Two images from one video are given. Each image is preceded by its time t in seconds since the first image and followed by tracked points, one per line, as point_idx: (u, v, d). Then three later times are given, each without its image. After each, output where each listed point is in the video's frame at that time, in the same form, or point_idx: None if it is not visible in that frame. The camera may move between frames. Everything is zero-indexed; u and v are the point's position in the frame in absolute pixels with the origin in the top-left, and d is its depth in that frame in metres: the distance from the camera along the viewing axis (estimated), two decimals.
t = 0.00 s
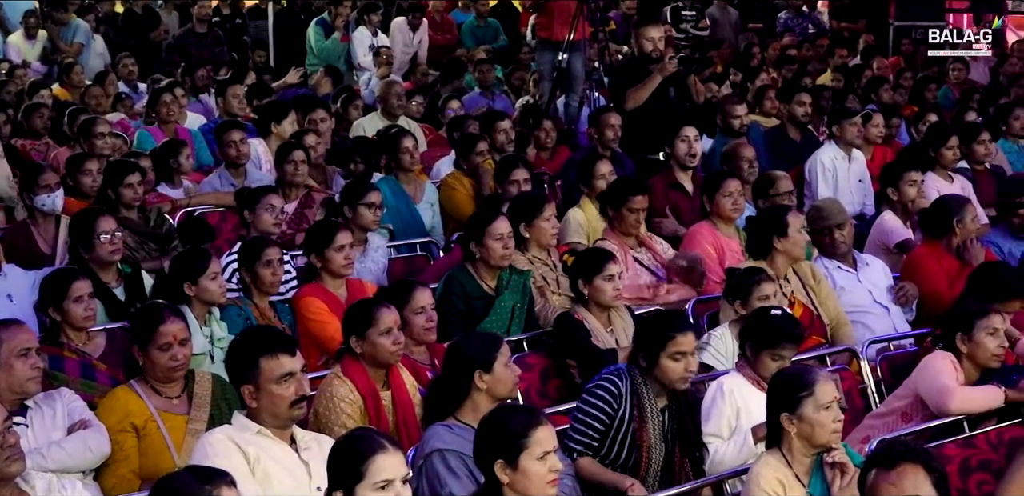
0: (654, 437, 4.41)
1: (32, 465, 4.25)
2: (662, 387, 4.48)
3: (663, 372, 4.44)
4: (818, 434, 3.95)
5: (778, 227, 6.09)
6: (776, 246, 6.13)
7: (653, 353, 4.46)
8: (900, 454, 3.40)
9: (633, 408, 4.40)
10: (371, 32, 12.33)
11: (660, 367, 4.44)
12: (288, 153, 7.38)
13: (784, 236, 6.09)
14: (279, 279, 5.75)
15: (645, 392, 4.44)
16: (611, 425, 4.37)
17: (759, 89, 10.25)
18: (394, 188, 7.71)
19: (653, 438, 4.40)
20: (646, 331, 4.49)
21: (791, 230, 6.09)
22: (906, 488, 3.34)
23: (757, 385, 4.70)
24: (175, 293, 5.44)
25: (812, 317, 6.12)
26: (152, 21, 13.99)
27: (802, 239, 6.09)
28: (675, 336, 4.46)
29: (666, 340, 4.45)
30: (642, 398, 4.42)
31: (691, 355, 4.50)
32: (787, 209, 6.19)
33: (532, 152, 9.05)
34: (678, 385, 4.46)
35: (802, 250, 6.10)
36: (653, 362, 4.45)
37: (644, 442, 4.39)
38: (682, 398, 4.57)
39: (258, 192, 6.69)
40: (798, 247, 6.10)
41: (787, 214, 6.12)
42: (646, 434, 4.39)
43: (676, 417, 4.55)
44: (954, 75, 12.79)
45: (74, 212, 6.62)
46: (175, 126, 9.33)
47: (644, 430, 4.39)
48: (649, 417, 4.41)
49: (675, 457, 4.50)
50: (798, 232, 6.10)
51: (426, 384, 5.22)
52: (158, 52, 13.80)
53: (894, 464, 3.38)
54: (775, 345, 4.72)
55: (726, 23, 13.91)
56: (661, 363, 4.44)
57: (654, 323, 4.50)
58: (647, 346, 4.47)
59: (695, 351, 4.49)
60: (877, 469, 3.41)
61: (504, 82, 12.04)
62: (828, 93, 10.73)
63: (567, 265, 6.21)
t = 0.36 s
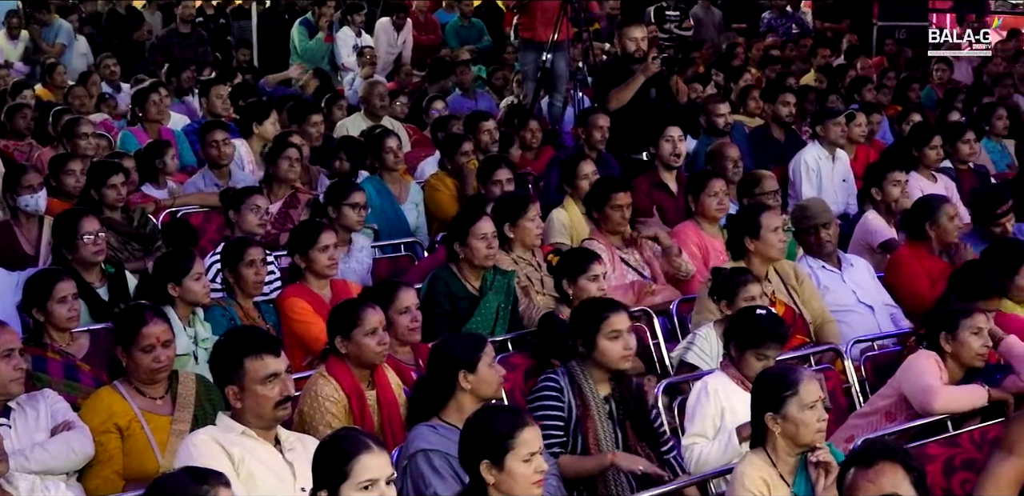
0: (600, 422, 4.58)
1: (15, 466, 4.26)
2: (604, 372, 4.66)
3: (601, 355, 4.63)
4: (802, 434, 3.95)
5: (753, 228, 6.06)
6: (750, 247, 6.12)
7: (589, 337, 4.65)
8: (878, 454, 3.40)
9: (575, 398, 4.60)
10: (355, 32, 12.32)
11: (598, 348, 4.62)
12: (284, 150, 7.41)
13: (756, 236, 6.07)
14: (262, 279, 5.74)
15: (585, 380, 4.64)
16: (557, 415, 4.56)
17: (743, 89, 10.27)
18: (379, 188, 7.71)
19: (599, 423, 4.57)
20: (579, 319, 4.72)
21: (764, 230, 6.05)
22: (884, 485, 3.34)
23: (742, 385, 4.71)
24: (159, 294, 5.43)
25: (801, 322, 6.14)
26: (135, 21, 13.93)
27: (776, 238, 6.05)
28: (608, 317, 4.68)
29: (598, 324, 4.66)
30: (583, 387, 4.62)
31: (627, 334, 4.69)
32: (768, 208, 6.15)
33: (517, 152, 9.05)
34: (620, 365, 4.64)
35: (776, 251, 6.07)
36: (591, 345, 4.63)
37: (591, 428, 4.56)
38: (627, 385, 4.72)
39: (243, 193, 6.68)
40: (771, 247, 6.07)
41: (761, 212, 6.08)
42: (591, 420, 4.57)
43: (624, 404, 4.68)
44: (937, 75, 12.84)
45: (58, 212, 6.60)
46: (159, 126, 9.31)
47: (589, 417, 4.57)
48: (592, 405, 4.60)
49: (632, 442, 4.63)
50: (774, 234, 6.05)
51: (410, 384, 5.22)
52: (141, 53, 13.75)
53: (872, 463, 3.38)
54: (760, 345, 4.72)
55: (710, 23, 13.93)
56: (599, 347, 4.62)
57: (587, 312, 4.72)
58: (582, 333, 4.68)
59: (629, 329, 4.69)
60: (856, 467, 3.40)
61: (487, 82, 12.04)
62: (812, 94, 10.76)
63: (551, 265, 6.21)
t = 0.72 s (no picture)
0: (570, 414, 4.59)
1: None
2: (570, 363, 4.70)
3: (567, 345, 4.66)
4: (787, 433, 3.97)
5: (725, 228, 6.14)
6: (724, 248, 6.19)
7: (555, 326, 4.69)
8: (863, 451, 3.41)
9: (544, 391, 4.62)
10: (339, 32, 12.30)
11: (563, 336, 4.66)
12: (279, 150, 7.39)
13: (728, 236, 6.15)
14: (246, 280, 5.73)
15: (552, 373, 4.67)
16: (527, 409, 4.56)
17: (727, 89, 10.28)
18: (364, 188, 7.70)
19: (570, 415, 4.59)
20: (543, 312, 4.76)
21: (735, 229, 6.13)
22: (868, 482, 3.34)
23: (726, 384, 4.72)
24: (143, 295, 5.41)
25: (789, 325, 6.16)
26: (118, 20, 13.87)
27: (747, 236, 6.13)
28: (572, 306, 4.73)
29: (561, 314, 4.70)
30: (550, 380, 4.65)
31: (593, 321, 4.74)
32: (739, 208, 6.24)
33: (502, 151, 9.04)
34: (587, 352, 4.68)
35: (748, 249, 6.14)
36: (555, 334, 4.67)
37: (561, 421, 4.57)
38: (592, 375, 4.76)
39: (229, 193, 6.67)
40: (742, 245, 6.14)
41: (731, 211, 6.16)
42: (561, 412, 4.58)
43: (593, 395, 4.72)
44: (922, 76, 12.81)
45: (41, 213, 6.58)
46: (143, 126, 9.29)
47: (558, 410, 4.59)
48: (561, 397, 4.62)
49: (604, 432, 4.65)
50: (745, 231, 6.14)
51: (395, 384, 5.22)
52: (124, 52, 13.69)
53: (855, 460, 3.38)
54: (744, 345, 4.73)
55: (695, 23, 13.96)
56: (565, 336, 4.66)
57: (550, 304, 4.77)
58: (548, 322, 4.72)
59: (594, 316, 4.74)
60: (839, 465, 3.41)
61: (471, 82, 12.03)
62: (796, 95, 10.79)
63: (536, 265, 6.22)
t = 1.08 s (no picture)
0: (564, 419, 4.59)
1: None
2: (568, 368, 4.69)
3: (566, 350, 4.64)
4: (773, 432, 3.98)
5: (708, 229, 6.17)
6: (708, 249, 6.21)
7: (557, 331, 4.66)
8: (851, 450, 3.42)
9: (538, 394, 4.62)
10: (325, 32, 12.28)
11: (563, 344, 4.64)
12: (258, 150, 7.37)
13: (711, 237, 6.17)
14: (232, 280, 5.72)
15: (548, 376, 4.66)
16: (522, 411, 4.56)
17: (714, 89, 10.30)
18: (350, 188, 7.70)
19: (564, 419, 4.59)
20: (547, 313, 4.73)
21: (717, 230, 6.15)
22: (855, 480, 3.35)
23: (713, 384, 4.73)
24: (129, 295, 5.41)
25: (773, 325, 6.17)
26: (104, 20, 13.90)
27: (730, 236, 6.15)
28: (576, 314, 4.70)
29: (567, 320, 4.67)
30: (545, 382, 4.64)
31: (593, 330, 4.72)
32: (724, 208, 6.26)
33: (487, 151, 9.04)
34: (581, 363, 4.66)
35: (732, 250, 6.15)
36: (557, 339, 4.65)
37: (555, 425, 4.57)
38: (587, 378, 4.75)
39: (216, 193, 6.66)
40: (725, 246, 6.16)
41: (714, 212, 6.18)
42: (554, 417, 4.58)
43: (587, 399, 4.72)
44: (908, 76, 12.85)
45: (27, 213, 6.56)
46: (128, 126, 9.28)
47: (553, 414, 4.59)
48: (556, 401, 4.62)
49: (595, 436, 4.65)
50: (728, 232, 6.15)
51: (382, 384, 5.22)
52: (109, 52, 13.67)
53: (843, 459, 3.40)
54: (731, 344, 4.73)
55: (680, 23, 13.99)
56: (565, 341, 4.64)
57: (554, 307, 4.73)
58: (552, 325, 4.67)
59: (597, 327, 4.72)
60: (827, 464, 3.42)
61: (457, 82, 12.04)
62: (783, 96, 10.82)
63: (523, 264, 6.22)
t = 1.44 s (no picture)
0: (559, 423, 4.63)
1: None
2: (568, 376, 4.70)
3: (570, 360, 4.65)
4: (760, 431, 3.99)
5: (703, 229, 6.12)
6: (700, 249, 6.18)
7: (567, 339, 4.65)
8: (837, 450, 3.43)
9: (537, 396, 4.65)
10: (313, 32, 12.26)
11: (570, 358, 4.65)
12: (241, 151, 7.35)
13: (705, 238, 6.13)
14: (218, 280, 5.72)
15: (548, 379, 4.68)
16: (518, 412, 4.61)
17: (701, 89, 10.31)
18: (337, 188, 7.69)
19: (559, 423, 4.63)
20: (560, 319, 4.69)
21: (711, 231, 6.12)
22: (842, 481, 3.36)
23: (701, 383, 4.75)
24: (115, 295, 5.40)
25: (751, 293, 6.12)
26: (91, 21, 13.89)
27: (724, 239, 6.12)
28: (592, 331, 4.66)
29: (583, 333, 4.65)
30: (545, 384, 4.66)
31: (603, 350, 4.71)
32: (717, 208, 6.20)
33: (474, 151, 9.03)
34: (580, 377, 4.68)
35: (725, 251, 6.14)
36: (565, 347, 4.64)
37: (550, 427, 4.62)
38: (587, 386, 4.79)
39: (203, 193, 6.65)
40: (720, 248, 6.14)
41: (709, 213, 6.13)
42: (550, 421, 4.62)
43: (583, 404, 4.75)
44: (895, 76, 12.88)
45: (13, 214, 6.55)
46: (114, 126, 9.26)
47: (549, 416, 4.63)
48: (554, 405, 4.64)
49: (587, 442, 4.70)
50: (722, 234, 6.12)
51: (369, 385, 5.22)
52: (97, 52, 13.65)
53: (830, 459, 3.40)
54: (719, 345, 4.74)
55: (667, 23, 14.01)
56: (572, 351, 4.64)
57: (566, 315, 4.70)
58: (562, 332, 4.65)
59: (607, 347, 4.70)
60: (814, 464, 3.42)
61: (445, 82, 12.03)
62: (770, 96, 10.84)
63: (510, 264, 6.23)
